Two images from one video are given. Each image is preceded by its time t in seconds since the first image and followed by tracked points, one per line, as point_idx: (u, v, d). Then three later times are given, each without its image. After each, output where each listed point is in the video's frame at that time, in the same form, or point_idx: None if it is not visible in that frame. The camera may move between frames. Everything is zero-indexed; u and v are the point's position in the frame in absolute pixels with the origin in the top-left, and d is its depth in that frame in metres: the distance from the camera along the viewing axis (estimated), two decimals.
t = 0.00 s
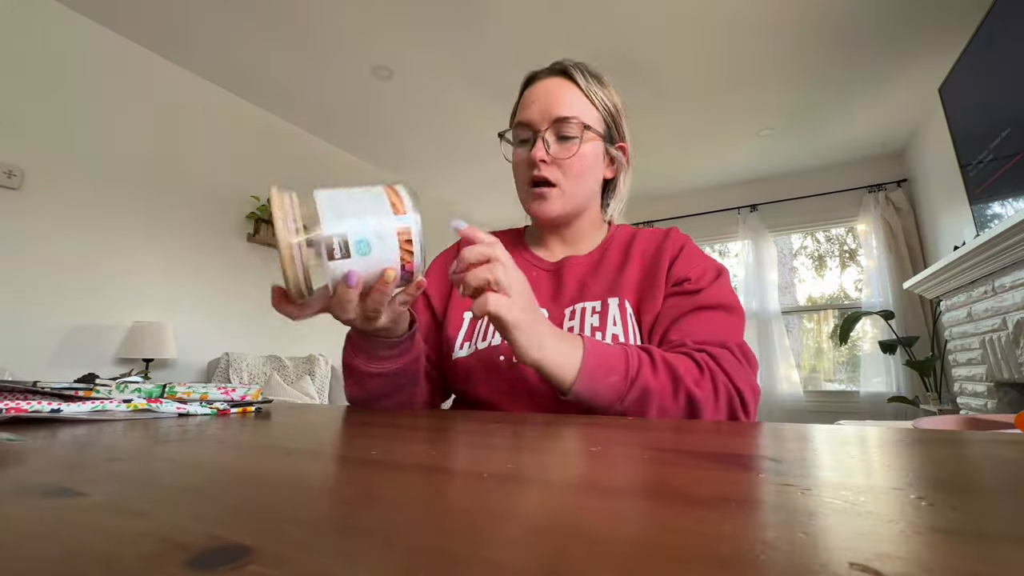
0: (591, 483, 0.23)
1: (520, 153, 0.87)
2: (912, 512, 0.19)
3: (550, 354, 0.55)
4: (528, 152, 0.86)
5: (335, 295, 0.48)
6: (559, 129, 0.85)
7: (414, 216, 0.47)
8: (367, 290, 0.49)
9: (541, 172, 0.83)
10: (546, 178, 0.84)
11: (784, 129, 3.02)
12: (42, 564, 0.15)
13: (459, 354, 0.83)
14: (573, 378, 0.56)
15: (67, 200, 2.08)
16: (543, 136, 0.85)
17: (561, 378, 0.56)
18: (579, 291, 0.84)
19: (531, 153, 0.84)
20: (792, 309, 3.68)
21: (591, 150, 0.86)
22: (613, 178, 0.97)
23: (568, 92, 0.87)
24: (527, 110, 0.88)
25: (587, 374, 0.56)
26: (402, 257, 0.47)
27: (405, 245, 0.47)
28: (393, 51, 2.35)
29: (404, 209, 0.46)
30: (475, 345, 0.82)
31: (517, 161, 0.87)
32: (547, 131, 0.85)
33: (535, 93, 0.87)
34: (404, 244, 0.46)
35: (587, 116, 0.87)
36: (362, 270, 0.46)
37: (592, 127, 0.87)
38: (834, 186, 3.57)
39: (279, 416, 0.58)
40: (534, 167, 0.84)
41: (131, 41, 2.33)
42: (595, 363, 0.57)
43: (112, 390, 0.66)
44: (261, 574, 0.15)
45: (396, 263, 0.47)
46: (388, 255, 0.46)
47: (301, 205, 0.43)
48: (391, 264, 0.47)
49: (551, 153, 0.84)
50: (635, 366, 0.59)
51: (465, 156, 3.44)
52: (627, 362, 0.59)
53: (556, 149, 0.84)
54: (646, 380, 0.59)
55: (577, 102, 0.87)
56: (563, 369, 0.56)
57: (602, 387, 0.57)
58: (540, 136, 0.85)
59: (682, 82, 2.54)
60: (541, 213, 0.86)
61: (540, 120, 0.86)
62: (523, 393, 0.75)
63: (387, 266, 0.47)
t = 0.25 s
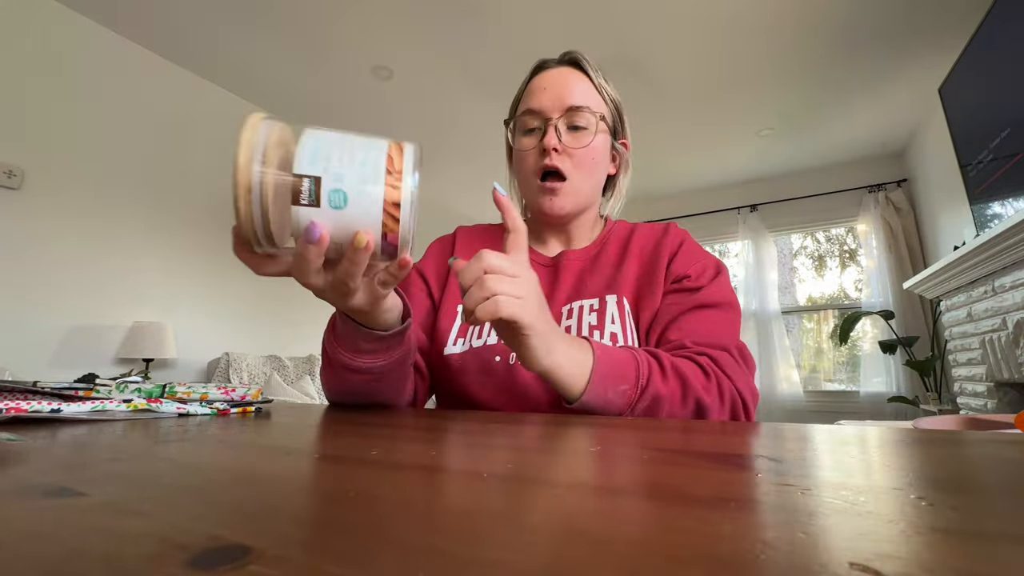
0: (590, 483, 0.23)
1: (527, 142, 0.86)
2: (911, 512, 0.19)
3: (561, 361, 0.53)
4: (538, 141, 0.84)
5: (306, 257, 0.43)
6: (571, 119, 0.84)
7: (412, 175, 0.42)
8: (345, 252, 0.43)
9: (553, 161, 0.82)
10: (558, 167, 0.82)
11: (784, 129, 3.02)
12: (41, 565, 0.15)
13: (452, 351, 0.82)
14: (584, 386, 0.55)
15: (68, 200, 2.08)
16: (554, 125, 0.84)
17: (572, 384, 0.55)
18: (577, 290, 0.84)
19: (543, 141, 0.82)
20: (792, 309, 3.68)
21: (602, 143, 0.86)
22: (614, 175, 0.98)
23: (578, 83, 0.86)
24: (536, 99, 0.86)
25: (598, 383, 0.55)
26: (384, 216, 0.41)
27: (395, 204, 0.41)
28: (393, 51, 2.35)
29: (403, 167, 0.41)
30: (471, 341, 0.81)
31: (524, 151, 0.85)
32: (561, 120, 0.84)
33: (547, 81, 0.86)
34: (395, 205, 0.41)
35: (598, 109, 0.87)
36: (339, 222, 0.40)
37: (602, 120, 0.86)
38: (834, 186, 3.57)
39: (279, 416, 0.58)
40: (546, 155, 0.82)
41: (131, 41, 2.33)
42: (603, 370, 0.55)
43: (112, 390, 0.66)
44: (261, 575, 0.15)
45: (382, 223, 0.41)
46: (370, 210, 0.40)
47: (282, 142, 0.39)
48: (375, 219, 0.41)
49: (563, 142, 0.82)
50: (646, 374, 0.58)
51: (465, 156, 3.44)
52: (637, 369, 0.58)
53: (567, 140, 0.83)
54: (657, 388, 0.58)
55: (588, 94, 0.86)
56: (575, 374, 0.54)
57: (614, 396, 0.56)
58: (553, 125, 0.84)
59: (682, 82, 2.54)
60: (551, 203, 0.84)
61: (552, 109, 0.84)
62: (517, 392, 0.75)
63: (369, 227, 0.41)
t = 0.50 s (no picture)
0: (590, 483, 0.23)
1: (526, 138, 0.86)
2: (911, 512, 0.19)
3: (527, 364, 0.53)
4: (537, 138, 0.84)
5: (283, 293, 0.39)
6: (572, 116, 0.84)
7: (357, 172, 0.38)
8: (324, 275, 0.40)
9: (554, 161, 0.82)
10: (559, 166, 0.82)
11: (784, 129, 3.02)
12: (42, 565, 0.15)
13: (448, 355, 0.82)
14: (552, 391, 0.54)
15: (68, 200, 2.08)
16: (554, 122, 0.83)
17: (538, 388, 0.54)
18: (570, 294, 0.84)
19: (544, 139, 0.82)
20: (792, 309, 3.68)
21: (603, 139, 0.85)
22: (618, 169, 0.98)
23: (579, 76, 0.85)
24: (535, 92, 0.85)
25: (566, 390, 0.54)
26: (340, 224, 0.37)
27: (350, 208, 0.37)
28: (393, 51, 2.35)
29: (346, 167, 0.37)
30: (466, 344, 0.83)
31: (524, 148, 0.85)
32: (561, 118, 0.83)
33: (548, 75, 0.85)
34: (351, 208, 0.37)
35: (600, 103, 0.86)
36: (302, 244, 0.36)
37: (603, 115, 0.86)
38: (834, 186, 3.57)
39: (279, 416, 0.58)
40: (546, 154, 0.82)
41: (131, 41, 2.33)
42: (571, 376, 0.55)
43: (112, 390, 0.66)
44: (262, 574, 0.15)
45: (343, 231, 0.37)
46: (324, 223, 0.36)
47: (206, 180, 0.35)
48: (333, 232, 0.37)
49: (564, 141, 0.82)
50: (618, 381, 0.57)
51: (465, 156, 3.44)
52: (610, 375, 0.57)
53: (568, 138, 0.83)
54: (630, 396, 0.57)
55: (589, 87, 0.85)
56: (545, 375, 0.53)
57: (583, 402, 0.55)
58: (553, 122, 0.83)
59: (683, 82, 2.54)
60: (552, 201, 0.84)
61: (551, 104, 0.84)
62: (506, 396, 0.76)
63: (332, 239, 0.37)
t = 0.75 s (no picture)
0: (591, 483, 0.23)
1: (524, 139, 0.85)
2: (911, 512, 0.19)
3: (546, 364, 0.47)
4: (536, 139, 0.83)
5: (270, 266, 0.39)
6: (570, 115, 0.83)
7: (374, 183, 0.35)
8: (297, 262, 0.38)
9: (554, 163, 0.81)
10: (558, 168, 0.81)
11: (784, 129, 3.02)
12: (40, 565, 0.15)
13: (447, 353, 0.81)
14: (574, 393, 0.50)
15: (68, 201, 2.09)
16: (553, 122, 0.83)
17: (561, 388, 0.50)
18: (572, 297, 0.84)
19: (543, 141, 0.81)
20: (792, 309, 3.68)
21: (603, 138, 0.85)
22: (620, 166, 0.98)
23: (577, 75, 0.84)
24: (532, 92, 0.84)
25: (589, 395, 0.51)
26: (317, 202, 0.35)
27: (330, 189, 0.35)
28: (393, 51, 2.35)
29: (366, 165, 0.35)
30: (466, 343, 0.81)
31: (522, 149, 0.85)
32: (559, 118, 0.83)
33: (545, 75, 0.84)
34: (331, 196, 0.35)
35: (599, 101, 0.85)
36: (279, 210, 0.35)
37: (602, 113, 0.85)
38: (834, 186, 3.57)
39: (279, 416, 0.58)
40: (546, 156, 0.81)
41: (131, 41, 2.33)
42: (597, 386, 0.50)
43: (112, 390, 0.66)
44: (262, 574, 0.15)
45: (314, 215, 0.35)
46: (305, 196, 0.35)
47: (300, 141, 0.40)
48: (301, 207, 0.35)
49: (563, 142, 0.81)
50: (643, 396, 0.54)
51: (465, 156, 3.44)
52: (637, 388, 0.54)
53: (568, 138, 0.82)
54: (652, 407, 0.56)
55: (587, 86, 0.84)
56: (560, 373, 0.47)
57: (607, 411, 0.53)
58: (551, 122, 0.82)
59: (683, 82, 2.54)
60: (552, 203, 0.84)
61: (549, 105, 0.83)
62: (507, 397, 0.76)
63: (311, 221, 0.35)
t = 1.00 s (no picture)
0: (591, 483, 0.23)
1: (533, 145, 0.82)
2: (911, 512, 0.19)
3: (652, 299, 0.46)
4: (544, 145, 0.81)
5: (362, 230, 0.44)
6: (579, 119, 0.81)
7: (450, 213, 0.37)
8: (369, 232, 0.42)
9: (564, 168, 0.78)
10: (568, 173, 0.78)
11: (784, 129, 3.01)
12: (40, 565, 0.15)
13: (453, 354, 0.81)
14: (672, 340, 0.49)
15: (68, 201, 2.09)
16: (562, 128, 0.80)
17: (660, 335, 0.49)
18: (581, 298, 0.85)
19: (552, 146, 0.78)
20: (792, 309, 3.68)
21: (612, 141, 0.83)
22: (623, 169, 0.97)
23: (584, 83, 0.82)
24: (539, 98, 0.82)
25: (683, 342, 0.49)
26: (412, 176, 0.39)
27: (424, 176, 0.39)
28: (393, 52, 2.36)
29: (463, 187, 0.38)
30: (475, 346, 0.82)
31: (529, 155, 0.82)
32: (567, 122, 0.81)
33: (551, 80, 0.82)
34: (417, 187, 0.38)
35: (605, 104, 0.84)
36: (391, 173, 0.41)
37: (611, 120, 0.83)
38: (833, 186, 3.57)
39: (279, 416, 0.58)
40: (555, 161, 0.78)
41: (130, 41, 2.33)
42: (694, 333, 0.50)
43: (112, 390, 0.66)
44: (262, 574, 0.15)
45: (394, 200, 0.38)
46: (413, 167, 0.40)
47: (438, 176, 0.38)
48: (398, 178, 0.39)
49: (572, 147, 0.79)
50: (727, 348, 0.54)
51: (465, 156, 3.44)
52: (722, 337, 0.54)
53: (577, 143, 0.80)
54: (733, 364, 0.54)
55: (595, 93, 0.82)
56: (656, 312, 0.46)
57: (699, 358, 0.51)
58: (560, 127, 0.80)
59: (683, 82, 2.54)
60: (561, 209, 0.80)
61: (558, 111, 0.81)
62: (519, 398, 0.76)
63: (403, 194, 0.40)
